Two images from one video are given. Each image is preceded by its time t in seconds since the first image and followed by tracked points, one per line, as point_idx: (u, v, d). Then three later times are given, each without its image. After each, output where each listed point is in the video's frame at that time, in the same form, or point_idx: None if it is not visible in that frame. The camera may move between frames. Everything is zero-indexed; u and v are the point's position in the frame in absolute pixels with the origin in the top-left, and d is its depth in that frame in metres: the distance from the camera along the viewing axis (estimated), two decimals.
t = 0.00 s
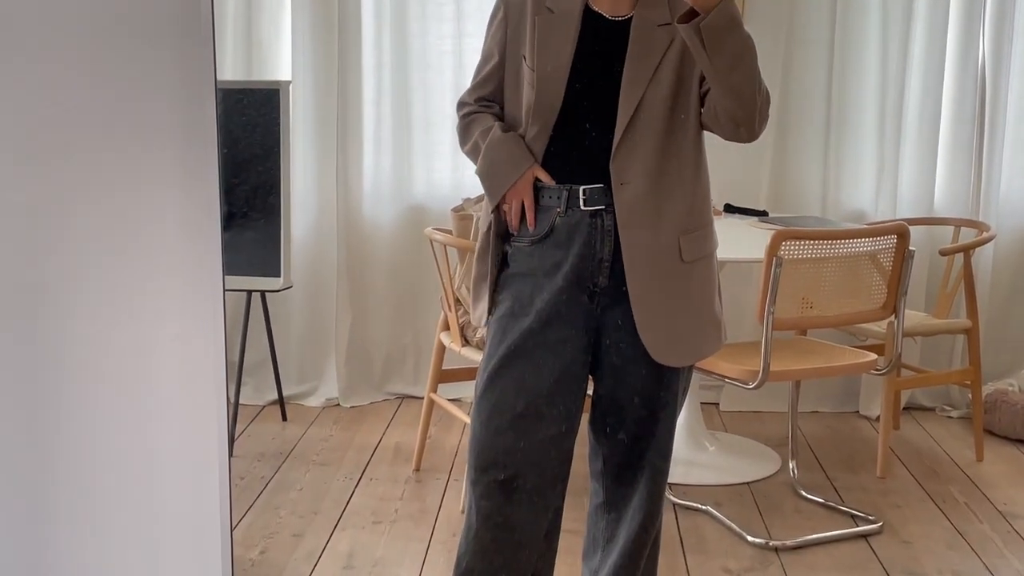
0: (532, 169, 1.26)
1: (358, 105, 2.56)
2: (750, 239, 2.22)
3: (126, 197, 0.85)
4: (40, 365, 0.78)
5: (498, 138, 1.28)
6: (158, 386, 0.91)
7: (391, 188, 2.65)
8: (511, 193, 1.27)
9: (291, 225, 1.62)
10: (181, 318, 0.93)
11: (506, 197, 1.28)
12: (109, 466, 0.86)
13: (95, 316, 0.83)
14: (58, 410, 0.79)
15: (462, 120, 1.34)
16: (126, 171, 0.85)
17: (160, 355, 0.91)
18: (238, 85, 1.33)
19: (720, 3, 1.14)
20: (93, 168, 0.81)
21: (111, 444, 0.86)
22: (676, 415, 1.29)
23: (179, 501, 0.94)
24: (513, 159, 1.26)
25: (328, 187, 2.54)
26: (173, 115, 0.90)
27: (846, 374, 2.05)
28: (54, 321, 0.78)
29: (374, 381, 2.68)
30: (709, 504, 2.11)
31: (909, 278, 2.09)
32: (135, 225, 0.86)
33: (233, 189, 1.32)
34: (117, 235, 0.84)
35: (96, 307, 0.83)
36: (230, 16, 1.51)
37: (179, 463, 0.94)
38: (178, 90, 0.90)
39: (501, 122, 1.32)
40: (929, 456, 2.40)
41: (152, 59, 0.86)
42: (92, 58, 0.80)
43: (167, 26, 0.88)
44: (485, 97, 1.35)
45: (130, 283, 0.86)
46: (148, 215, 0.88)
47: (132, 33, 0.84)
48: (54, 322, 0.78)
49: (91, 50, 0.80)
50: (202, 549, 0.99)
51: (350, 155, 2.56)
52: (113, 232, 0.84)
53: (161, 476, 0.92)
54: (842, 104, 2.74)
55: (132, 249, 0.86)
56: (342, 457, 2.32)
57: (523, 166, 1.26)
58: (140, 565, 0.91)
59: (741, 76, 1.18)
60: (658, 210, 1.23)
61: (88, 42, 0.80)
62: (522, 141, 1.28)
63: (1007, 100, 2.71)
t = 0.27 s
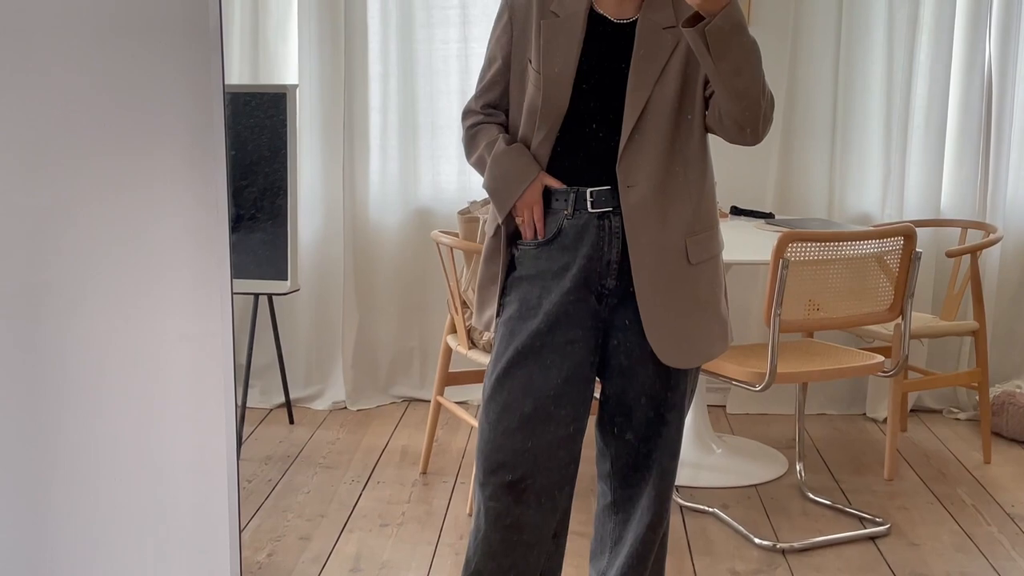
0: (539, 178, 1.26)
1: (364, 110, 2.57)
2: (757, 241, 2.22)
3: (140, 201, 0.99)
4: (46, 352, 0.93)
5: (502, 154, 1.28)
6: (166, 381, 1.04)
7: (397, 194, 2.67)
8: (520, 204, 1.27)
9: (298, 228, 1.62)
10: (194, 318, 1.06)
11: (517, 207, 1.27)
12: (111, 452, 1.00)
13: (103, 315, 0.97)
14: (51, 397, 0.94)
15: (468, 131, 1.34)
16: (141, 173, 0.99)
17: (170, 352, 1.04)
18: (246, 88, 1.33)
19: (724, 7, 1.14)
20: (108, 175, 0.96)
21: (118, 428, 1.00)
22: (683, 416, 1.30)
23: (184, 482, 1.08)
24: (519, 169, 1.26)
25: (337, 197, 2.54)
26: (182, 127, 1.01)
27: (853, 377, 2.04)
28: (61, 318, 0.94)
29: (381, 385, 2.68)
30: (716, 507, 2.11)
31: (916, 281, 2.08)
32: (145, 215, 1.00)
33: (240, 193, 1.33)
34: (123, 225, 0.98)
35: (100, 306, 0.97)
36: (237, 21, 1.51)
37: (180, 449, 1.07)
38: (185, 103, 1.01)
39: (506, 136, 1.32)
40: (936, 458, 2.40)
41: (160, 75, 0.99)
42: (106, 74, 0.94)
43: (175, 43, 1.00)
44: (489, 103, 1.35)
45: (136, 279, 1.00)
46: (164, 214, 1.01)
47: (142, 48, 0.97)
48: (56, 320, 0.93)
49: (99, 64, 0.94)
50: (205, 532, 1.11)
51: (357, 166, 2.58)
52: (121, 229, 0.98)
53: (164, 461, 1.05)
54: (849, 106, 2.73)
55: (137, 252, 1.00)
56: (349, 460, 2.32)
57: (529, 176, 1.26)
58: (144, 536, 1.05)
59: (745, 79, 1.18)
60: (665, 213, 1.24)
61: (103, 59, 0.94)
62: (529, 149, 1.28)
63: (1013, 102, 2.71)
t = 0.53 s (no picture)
0: (550, 190, 1.27)
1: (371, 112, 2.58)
2: (764, 241, 2.22)
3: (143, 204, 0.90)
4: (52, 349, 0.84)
5: (511, 172, 1.29)
6: (181, 381, 0.96)
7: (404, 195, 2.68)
8: (538, 219, 1.27)
9: (305, 230, 1.63)
10: (213, 315, 0.98)
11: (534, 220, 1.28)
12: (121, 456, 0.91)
13: (110, 309, 0.88)
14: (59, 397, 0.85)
15: (478, 144, 1.36)
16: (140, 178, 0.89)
17: (185, 352, 0.96)
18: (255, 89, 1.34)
19: (729, 8, 1.15)
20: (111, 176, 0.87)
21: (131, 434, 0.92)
22: (689, 415, 1.30)
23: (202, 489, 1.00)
24: (531, 184, 1.27)
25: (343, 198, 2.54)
26: (193, 127, 0.92)
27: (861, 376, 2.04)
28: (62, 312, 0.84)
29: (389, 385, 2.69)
30: (723, 507, 2.11)
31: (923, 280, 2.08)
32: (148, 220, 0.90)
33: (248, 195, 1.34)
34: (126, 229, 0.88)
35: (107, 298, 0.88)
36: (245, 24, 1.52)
37: (194, 456, 0.99)
38: (199, 101, 0.92)
39: (514, 153, 1.33)
40: (944, 458, 2.39)
41: (166, 71, 0.90)
42: (109, 70, 0.85)
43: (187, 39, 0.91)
44: (496, 109, 1.37)
45: (142, 279, 0.91)
46: (168, 218, 0.92)
47: (148, 43, 0.88)
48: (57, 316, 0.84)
49: (101, 61, 0.85)
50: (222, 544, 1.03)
51: (364, 168, 2.57)
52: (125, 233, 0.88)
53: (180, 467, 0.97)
54: (856, 105, 2.73)
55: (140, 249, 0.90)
56: (357, 461, 2.33)
57: (540, 190, 1.26)
58: (157, 548, 0.97)
59: (749, 80, 1.19)
60: (670, 213, 1.24)
61: (108, 54, 0.85)
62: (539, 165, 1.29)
63: (1020, 101, 2.71)
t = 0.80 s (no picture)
0: (561, 199, 1.26)
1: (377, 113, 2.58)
2: (770, 241, 2.22)
3: (149, 204, 0.89)
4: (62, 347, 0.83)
5: (523, 179, 1.29)
6: (188, 381, 0.96)
7: (411, 198, 2.69)
8: (546, 225, 1.28)
9: (313, 230, 1.63)
10: (220, 314, 0.98)
11: (542, 226, 1.28)
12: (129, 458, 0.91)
13: (115, 310, 0.88)
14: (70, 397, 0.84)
15: (488, 149, 1.36)
16: (150, 179, 0.89)
17: (192, 352, 0.96)
18: (264, 90, 1.34)
19: (734, 7, 1.15)
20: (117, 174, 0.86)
21: (138, 437, 0.91)
22: (696, 413, 1.30)
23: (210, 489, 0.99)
24: (541, 192, 1.27)
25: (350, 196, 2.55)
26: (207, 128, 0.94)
27: (867, 374, 2.04)
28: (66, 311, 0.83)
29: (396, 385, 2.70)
30: (731, 506, 2.11)
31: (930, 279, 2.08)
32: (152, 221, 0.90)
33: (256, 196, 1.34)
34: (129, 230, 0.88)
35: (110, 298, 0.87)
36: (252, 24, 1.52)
37: (202, 456, 0.98)
38: (214, 102, 0.94)
39: (526, 157, 1.33)
40: (952, 457, 2.39)
41: (184, 73, 0.91)
42: (119, 67, 0.85)
43: (202, 41, 0.92)
44: (506, 109, 1.37)
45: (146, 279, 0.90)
46: (174, 219, 0.92)
47: (165, 45, 0.89)
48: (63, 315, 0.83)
49: (117, 60, 0.85)
50: (229, 545, 1.03)
51: (371, 168, 2.58)
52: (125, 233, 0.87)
53: (189, 469, 0.97)
54: (862, 104, 2.72)
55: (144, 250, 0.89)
56: (364, 461, 2.33)
57: (551, 198, 1.26)
58: (164, 552, 0.96)
59: (754, 80, 1.19)
60: (676, 212, 1.24)
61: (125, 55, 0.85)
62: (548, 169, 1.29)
63: None
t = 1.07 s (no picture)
0: (566, 200, 1.26)
1: (382, 112, 2.58)
2: (777, 238, 2.21)
3: (157, 198, 0.88)
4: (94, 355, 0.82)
5: (530, 176, 1.29)
6: (200, 386, 0.97)
7: (416, 198, 2.69)
8: (552, 224, 1.28)
9: (319, 230, 1.63)
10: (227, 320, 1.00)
11: (547, 225, 1.28)
12: (153, 467, 0.90)
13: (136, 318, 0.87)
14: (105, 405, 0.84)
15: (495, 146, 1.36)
16: (159, 170, 0.88)
17: (203, 356, 0.97)
18: (271, 91, 1.34)
19: (740, 5, 1.15)
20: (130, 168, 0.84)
21: (160, 437, 0.91)
22: (703, 412, 1.30)
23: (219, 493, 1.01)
24: (546, 193, 1.27)
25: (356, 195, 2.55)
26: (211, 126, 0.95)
27: (874, 372, 2.04)
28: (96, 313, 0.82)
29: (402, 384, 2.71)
30: (738, 504, 2.11)
31: (938, 276, 2.07)
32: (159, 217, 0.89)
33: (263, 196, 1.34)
34: (139, 226, 0.86)
35: (133, 303, 0.86)
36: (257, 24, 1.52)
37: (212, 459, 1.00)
38: (219, 101, 0.96)
39: (533, 154, 1.33)
40: (959, 455, 2.39)
41: (192, 69, 0.91)
42: (144, 68, 0.85)
43: (211, 42, 0.94)
44: (513, 108, 1.37)
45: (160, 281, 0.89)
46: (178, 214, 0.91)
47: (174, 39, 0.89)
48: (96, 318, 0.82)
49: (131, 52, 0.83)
50: (236, 531, 1.05)
51: (377, 166, 2.59)
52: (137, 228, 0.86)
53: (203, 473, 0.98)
54: (867, 101, 2.72)
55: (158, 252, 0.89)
56: (371, 461, 2.34)
57: (557, 198, 1.26)
58: (183, 547, 0.96)
59: (759, 77, 1.19)
60: (680, 210, 1.24)
61: (136, 46, 0.84)
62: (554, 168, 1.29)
63: None
